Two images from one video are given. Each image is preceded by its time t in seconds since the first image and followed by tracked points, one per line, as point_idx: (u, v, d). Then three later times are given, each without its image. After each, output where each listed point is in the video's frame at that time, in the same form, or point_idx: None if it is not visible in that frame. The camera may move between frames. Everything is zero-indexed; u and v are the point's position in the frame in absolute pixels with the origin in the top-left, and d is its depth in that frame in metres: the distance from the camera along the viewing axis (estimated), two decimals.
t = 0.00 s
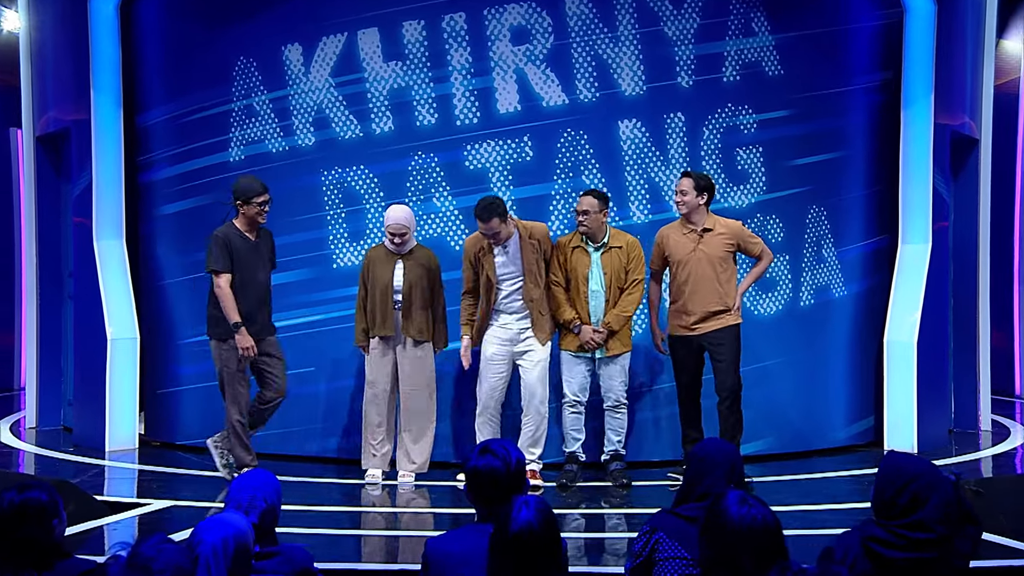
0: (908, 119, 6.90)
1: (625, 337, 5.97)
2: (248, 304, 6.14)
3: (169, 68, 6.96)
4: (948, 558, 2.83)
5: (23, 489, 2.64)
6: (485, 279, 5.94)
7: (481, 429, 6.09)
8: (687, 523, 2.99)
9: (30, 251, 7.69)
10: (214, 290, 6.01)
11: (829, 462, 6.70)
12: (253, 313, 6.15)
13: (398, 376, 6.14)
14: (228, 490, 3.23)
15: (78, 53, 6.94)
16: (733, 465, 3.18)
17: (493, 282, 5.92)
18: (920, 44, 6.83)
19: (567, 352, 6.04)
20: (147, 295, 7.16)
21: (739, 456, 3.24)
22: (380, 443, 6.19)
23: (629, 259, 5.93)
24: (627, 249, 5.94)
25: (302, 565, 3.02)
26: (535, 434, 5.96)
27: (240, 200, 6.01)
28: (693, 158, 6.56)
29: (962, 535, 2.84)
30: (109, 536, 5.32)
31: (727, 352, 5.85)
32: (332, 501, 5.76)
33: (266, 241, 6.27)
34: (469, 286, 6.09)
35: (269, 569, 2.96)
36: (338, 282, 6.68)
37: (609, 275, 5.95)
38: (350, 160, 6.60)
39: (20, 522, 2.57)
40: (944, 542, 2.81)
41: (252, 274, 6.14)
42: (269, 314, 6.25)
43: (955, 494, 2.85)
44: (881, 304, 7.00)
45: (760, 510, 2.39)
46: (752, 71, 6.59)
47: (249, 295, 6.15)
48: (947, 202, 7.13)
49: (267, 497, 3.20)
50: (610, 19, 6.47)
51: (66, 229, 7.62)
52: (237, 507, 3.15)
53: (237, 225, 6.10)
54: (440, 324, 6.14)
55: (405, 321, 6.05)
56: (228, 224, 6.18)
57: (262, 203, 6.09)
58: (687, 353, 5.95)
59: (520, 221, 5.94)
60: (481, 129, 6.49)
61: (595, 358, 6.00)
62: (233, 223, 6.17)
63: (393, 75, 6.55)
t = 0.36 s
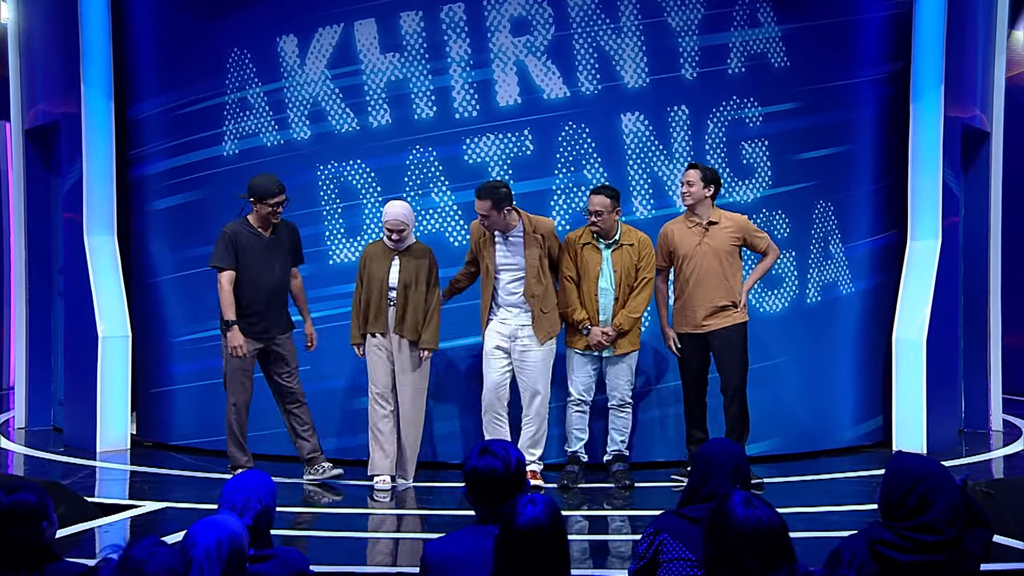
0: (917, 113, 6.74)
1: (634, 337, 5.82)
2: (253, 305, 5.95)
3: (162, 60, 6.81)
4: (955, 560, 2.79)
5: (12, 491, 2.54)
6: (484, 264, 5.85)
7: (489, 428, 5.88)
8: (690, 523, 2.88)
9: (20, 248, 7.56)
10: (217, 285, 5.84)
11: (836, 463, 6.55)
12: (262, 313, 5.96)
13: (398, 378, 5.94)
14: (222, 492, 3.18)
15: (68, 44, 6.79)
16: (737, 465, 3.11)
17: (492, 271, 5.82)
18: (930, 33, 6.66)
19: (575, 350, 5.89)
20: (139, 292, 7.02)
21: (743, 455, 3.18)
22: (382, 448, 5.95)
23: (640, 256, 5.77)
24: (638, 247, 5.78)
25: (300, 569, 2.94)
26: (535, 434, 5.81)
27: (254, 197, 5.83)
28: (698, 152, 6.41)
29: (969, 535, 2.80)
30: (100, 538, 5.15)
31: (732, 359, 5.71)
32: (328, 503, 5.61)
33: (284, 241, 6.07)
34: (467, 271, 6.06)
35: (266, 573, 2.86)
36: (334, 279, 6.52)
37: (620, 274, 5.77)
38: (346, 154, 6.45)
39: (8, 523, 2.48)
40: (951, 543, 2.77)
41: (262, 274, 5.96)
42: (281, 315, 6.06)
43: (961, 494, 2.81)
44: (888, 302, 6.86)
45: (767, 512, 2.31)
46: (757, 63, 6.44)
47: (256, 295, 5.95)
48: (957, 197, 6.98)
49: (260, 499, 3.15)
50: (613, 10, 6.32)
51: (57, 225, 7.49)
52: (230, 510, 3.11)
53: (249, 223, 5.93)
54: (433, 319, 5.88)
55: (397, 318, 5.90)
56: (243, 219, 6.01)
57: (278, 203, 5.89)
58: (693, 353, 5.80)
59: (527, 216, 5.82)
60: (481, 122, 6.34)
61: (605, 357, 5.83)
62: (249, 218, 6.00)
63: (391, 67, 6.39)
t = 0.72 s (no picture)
0: (926, 108, 6.58)
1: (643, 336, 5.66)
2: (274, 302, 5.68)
3: (153, 54, 6.68)
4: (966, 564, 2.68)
5: None
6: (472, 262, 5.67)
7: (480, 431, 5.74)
8: (694, 528, 2.88)
9: (9, 246, 7.43)
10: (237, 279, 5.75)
11: (843, 466, 6.40)
12: (280, 314, 5.66)
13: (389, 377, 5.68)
14: (215, 495, 3.08)
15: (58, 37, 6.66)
16: (741, 468, 3.01)
17: (482, 266, 5.64)
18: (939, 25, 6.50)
19: (582, 350, 5.69)
20: (130, 291, 6.88)
21: (748, 457, 3.09)
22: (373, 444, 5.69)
23: (646, 255, 5.65)
24: (644, 244, 5.65)
25: None
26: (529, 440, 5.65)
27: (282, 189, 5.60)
28: (702, 148, 6.26)
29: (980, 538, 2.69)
30: (91, 543, 4.96)
31: (741, 357, 5.56)
32: (324, 506, 5.47)
33: (311, 240, 5.71)
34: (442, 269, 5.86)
35: None
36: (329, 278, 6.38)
37: (626, 272, 5.64)
38: (342, 150, 6.30)
39: None
40: (961, 546, 2.66)
41: (281, 273, 5.66)
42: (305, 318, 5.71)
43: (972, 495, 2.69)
44: (896, 301, 6.71)
45: (771, 515, 2.26)
46: (763, 57, 6.29)
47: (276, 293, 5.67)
48: (966, 194, 6.84)
49: (255, 503, 3.05)
50: (615, 3, 6.18)
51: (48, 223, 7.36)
52: (224, 514, 3.01)
53: (278, 218, 5.70)
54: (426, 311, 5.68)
55: (396, 314, 5.64)
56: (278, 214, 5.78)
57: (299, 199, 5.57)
58: (701, 353, 5.65)
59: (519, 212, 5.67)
60: (480, 117, 6.20)
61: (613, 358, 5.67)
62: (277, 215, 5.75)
63: (387, 61, 6.25)
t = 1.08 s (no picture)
0: (936, 99, 6.42)
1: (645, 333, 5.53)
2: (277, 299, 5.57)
3: (145, 45, 6.53)
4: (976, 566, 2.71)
5: None
6: (477, 257, 5.48)
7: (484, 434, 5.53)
8: (697, 529, 2.77)
9: None
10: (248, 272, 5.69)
11: (851, 466, 6.25)
12: (283, 309, 5.56)
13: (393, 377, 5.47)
14: (208, 496, 2.93)
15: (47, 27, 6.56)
16: (745, 468, 2.97)
17: (486, 259, 5.46)
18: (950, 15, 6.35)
19: (581, 351, 5.56)
20: (121, 287, 6.74)
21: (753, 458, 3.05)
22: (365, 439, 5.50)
23: (645, 254, 5.52)
24: (644, 241, 5.52)
25: None
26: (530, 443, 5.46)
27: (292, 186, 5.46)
28: (706, 141, 6.11)
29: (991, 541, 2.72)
30: (81, 545, 4.72)
31: (751, 357, 5.42)
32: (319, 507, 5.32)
33: (318, 237, 5.58)
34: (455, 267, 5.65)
35: None
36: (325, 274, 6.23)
37: (627, 270, 5.51)
38: (338, 143, 6.15)
39: None
40: (971, 547, 2.70)
41: (286, 269, 5.56)
42: (309, 316, 5.58)
43: (981, 497, 2.73)
44: (905, 297, 6.56)
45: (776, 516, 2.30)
46: (769, 47, 6.13)
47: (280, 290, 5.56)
48: (977, 188, 6.68)
49: (250, 503, 2.91)
50: None
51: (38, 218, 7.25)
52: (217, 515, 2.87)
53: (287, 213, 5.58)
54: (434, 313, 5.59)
55: (396, 315, 5.42)
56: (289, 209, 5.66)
57: (306, 197, 5.42)
58: (710, 349, 5.48)
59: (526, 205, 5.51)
60: (479, 109, 6.04)
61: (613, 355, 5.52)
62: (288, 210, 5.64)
63: (384, 52, 6.10)
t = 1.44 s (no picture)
0: (943, 97, 6.36)
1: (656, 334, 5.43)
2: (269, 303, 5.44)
3: (140, 42, 6.45)
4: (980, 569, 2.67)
5: None
6: (487, 256, 5.35)
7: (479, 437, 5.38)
8: (698, 532, 2.69)
9: None
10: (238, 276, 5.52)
11: (856, 468, 6.16)
12: (277, 313, 5.42)
13: (399, 378, 5.33)
14: (204, 499, 2.86)
15: (41, 23, 6.50)
16: (745, 470, 2.92)
17: (496, 257, 5.33)
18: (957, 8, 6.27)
19: (589, 352, 5.45)
20: (116, 287, 6.66)
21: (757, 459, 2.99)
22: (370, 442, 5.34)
23: (658, 254, 5.42)
24: (657, 241, 5.42)
25: None
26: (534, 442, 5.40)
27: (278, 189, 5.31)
28: (710, 139, 6.03)
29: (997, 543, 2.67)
30: (76, 548, 4.61)
31: (756, 358, 5.33)
32: (318, 511, 5.22)
33: (311, 236, 5.45)
34: (462, 266, 5.47)
35: None
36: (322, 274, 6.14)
37: (639, 270, 5.41)
38: (336, 141, 6.07)
39: None
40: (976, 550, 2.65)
41: (277, 272, 5.42)
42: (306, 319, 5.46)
43: (986, 499, 2.68)
44: (911, 298, 6.47)
45: (779, 518, 2.23)
46: (773, 44, 6.04)
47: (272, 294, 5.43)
48: (984, 186, 6.60)
49: (246, 506, 2.83)
50: None
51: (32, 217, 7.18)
52: (213, 518, 2.79)
53: (275, 214, 5.44)
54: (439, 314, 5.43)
55: (404, 315, 5.29)
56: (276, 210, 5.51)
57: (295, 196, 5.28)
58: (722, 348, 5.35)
59: (530, 199, 5.40)
60: (479, 107, 5.96)
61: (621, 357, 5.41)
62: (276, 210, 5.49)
63: (383, 48, 6.01)
